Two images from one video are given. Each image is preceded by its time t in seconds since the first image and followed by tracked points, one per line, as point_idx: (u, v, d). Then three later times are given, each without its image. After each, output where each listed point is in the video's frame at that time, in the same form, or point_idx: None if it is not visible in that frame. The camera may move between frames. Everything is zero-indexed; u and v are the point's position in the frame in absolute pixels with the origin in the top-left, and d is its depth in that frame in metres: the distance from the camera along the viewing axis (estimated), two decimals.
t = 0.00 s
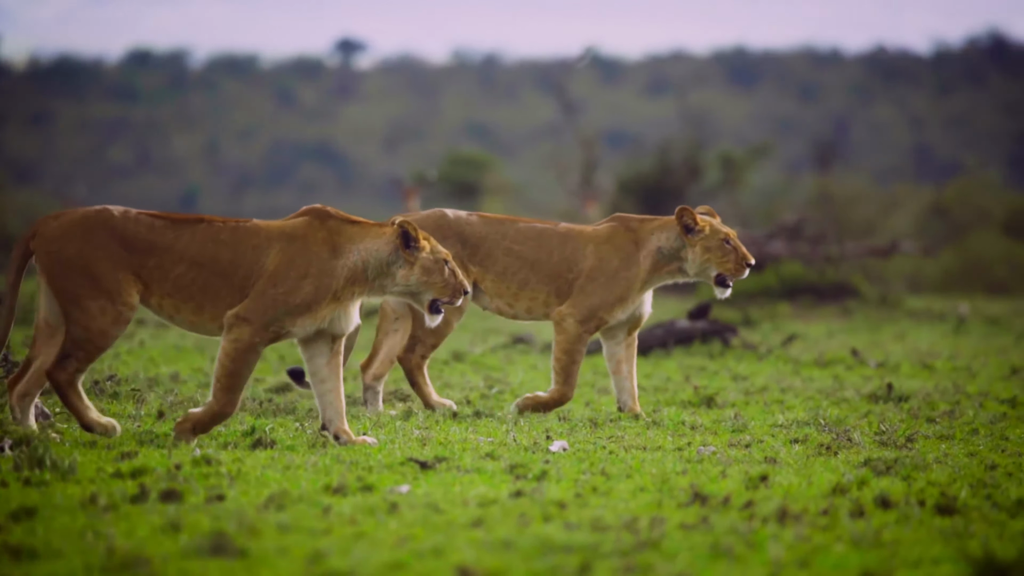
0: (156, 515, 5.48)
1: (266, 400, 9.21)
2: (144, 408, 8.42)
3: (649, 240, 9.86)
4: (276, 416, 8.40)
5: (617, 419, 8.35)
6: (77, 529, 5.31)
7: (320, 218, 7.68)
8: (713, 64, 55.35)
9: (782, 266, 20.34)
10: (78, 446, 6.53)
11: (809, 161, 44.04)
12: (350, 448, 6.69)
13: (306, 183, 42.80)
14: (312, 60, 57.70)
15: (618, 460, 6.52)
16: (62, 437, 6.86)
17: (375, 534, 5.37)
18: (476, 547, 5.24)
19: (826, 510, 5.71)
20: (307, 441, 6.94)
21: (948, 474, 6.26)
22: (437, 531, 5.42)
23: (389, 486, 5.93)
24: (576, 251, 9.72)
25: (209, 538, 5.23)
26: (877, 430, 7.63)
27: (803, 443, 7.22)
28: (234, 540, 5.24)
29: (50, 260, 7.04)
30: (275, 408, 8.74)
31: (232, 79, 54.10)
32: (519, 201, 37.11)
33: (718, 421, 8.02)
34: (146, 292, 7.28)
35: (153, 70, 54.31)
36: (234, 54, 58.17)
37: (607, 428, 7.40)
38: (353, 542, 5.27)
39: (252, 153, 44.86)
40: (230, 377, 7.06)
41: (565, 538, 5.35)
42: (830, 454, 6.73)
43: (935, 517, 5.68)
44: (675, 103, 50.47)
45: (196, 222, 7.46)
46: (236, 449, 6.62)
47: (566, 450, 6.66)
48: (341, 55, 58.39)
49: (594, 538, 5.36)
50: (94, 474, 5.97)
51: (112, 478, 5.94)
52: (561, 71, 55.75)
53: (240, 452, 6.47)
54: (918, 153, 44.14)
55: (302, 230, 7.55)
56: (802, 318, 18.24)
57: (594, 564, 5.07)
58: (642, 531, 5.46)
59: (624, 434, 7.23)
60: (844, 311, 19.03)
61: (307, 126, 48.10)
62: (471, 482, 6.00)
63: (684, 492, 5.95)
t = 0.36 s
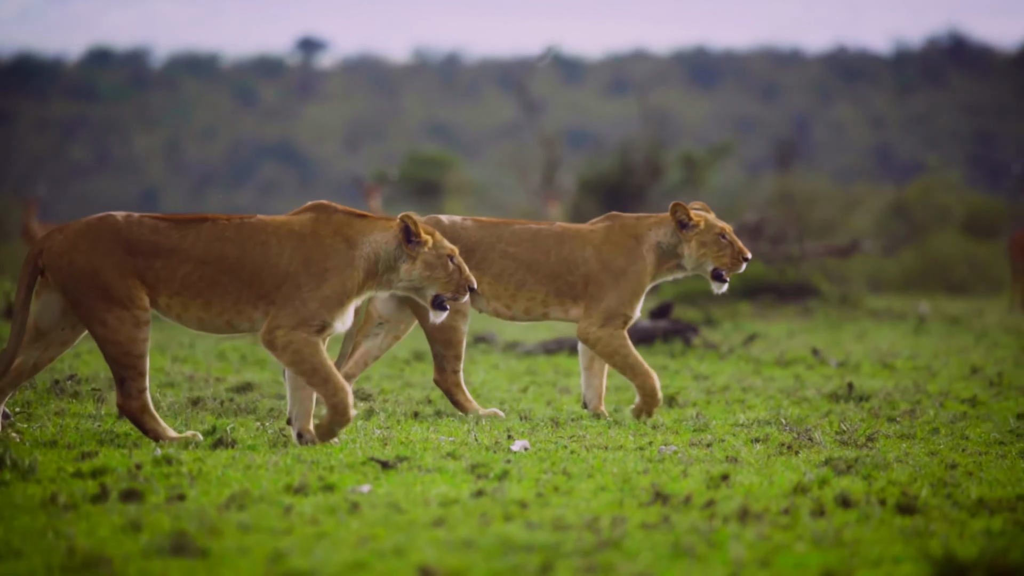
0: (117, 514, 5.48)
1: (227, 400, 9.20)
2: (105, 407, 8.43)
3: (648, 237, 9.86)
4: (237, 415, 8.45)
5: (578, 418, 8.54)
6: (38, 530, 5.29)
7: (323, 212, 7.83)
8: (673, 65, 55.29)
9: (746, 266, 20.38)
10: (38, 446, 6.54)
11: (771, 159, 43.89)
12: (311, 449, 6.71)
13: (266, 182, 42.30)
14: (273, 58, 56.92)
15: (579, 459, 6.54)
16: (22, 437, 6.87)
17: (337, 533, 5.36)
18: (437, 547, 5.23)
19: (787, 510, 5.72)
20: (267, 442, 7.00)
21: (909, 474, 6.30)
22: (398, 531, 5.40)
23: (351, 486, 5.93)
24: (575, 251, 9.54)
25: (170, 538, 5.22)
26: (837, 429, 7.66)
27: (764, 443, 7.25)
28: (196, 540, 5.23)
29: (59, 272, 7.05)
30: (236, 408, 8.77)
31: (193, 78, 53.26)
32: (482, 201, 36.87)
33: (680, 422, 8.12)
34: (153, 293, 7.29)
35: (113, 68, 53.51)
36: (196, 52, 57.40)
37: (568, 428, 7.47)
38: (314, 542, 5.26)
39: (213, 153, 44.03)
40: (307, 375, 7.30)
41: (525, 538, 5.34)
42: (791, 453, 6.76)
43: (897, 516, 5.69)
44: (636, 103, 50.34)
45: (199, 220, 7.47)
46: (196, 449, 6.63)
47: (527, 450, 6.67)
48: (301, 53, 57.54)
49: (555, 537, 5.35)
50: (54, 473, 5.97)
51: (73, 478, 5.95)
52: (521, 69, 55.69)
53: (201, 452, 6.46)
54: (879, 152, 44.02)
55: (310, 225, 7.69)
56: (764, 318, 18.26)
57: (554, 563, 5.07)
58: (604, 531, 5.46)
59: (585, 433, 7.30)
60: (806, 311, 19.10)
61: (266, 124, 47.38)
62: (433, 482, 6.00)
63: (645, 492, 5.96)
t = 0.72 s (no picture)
0: (82, 513, 5.47)
1: (194, 398, 9.23)
2: (71, 406, 8.43)
3: (659, 240, 9.90)
4: (203, 413, 8.49)
5: (545, 417, 8.68)
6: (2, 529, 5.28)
7: (344, 218, 7.78)
8: (638, 64, 55.94)
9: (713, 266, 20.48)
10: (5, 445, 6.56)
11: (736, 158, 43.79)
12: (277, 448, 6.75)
13: (232, 180, 41.88)
14: (238, 58, 56.47)
15: (545, 457, 6.61)
16: None
17: (302, 531, 5.36)
18: (404, 544, 5.23)
19: (753, 508, 5.73)
20: (233, 440, 7.04)
21: (875, 472, 6.34)
22: (364, 529, 5.39)
23: (316, 485, 5.94)
24: (589, 257, 9.53)
25: (136, 537, 5.21)
26: (803, 428, 7.73)
27: (730, 442, 7.29)
28: (161, 538, 5.22)
29: (72, 268, 7.10)
30: (203, 406, 8.80)
31: (159, 79, 52.62)
32: (447, 201, 36.69)
33: (645, 420, 8.58)
34: (170, 295, 7.32)
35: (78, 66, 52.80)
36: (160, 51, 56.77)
37: (535, 427, 7.72)
38: (280, 540, 5.26)
39: (178, 155, 43.60)
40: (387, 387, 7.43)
41: (492, 536, 5.32)
42: (757, 452, 6.81)
43: (862, 514, 5.71)
44: (602, 103, 50.57)
45: (218, 228, 7.46)
46: (161, 448, 6.65)
47: (494, 449, 6.76)
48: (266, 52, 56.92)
49: (521, 535, 5.34)
50: (19, 473, 5.97)
51: (39, 477, 5.95)
52: (487, 67, 56.00)
53: (167, 451, 6.48)
54: (844, 152, 43.78)
55: (331, 231, 7.64)
56: (730, 317, 18.34)
57: (520, 561, 5.04)
58: (570, 529, 5.46)
59: (551, 432, 7.52)
60: (770, 311, 19.24)
61: (231, 124, 46.95)
62: (399, 480, 6.03)
63: (611, 489, 5.99)
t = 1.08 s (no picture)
0: (50, 512, 5.46)
1: (161, 397, 9.21)
2: (38, 405, 8.40)
3: (671, 238, 9.95)
4: (171, 412, 8.49)
5: (515, 416, 8.71)
6: None
7: (369, 214, 7.89)
8: (608, 65, 55.73)
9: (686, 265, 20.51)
10: None
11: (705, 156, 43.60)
12: (246, 447, 6.77)
13: (199, 180, 41.83)
14: (206, 57, 55.93)
15: (514, 456, 6.62)
16: None
17: (270, 531, 5.34)
18: (372, 544, 5.21)
19: (722, 507, 5.73)
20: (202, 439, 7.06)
21: (843, 471, 6.36)
22: (332, 529, 5.38)
23: (284, 485, 5.93)
24: (600, 253, 9.57)
25: (104, 536, 5.20)
26: (772, 427, 7.76)
27: (699, 441, 7.32)
28: (129, 537, 5.21)
29: (92, 255, 7.10)
30: (170, 405, 8.79)
31: (126, 76, 51.79)
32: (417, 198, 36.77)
33: (614, 419, 8.53)
34: (188, 289, 7.33)
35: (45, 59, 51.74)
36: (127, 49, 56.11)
37: (503, 425, 7.73)
38: (248, 538, 5.25)
39: (146, 151, 43.30)
40: (382, 388, 7.55)
41: (460, 535, 5.30)
42: (725, 451, 6.82)
43: (831, 512, 5.72)
44: (572, 101, 50.56)
45: (245, 223, 7.53)
46: (130, 447, 6.66)
47: (462, 449, 6.77)
48: (235, 50, 56.43)
49: (490, 535, 5.32)
50: None
51: (6, 476, 5.93)
52: (456, 66, 56.02)
53: (135, 450, 6.48)
54: (812, 151, 44.02)
55: (357, 227, 7.73)
56: (699, 315, 18.37)
57: (488, 561, 5.02)
58: (539, 528, 5.45)
59: (520, 431, 7.56)
60: (740, 309, 19.29)
61: (201, 123, 46.73)
62: (368, 479, 6.03)
63: (581, 488, 6.00)
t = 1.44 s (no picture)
0: (18, 511, 5.46)
1: (128, 396, 9.20)
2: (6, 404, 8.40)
3: (672, 231, 9.93)
4: (139, 412, 8.49)
5: (485, 416, 8.72)
6: None
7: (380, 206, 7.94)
8: (573, 64, 55.86)
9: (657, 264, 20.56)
10: None
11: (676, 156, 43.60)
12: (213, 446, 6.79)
13: (166, 179, 41.65)
14: (173, 57, 55.82)
15: (483, 456, 6.63)
16: None
17: (238, 530, 5.33)
18: (341, 543, 5.20)
19: (690, 507, 5.74)
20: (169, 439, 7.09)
21: (811, 470, 6.36)
22: (301, 528, 5.37)
23: (253, 484, 5.93)
24: (600, 247, 9.61)
25: (71, 535, 5.19)
26: (740, 426, 7.79)
27: (667, 440, 7.33)
28: (97, 536, 5.20)
29: (104, 259, 7.10)
30: (138, 404, 8.79)
31: (94, 76, 51.56)
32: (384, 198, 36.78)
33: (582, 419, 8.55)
34: (202, 288, 7.34)
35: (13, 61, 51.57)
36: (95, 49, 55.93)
37: (471, 424, 7.75)
38: (215, 538, 5.24)
39: (114, 151, 43.14)
40: (365, 379, 7.52)
41: (430, 535, 5.29)
42: (694, 450, 6.82)
43: (799, 512, 5.73)
44: (540, 102, 50.66)
45: (259, 218, 7.60)
46: (97, 446, 6.68)
47: (431, 447, 6.77)
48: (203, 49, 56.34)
49: (460, 534, 5.32)
50: None
51: None
52: (424, 65, 56.19)
53: (103, 449, 6.48)
54: (780, 149, 44.15)
55: (370, 218, 7.78)
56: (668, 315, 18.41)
57: (457, 560, 5.01)
58: (507, 527, 5.44)
59: (489, 430, 7.62)
60: (709, 308, 19.35)
61: (170, 122, 46.61)
62: (336, 478, 6.03)
63: (548, 488, 6.01)
